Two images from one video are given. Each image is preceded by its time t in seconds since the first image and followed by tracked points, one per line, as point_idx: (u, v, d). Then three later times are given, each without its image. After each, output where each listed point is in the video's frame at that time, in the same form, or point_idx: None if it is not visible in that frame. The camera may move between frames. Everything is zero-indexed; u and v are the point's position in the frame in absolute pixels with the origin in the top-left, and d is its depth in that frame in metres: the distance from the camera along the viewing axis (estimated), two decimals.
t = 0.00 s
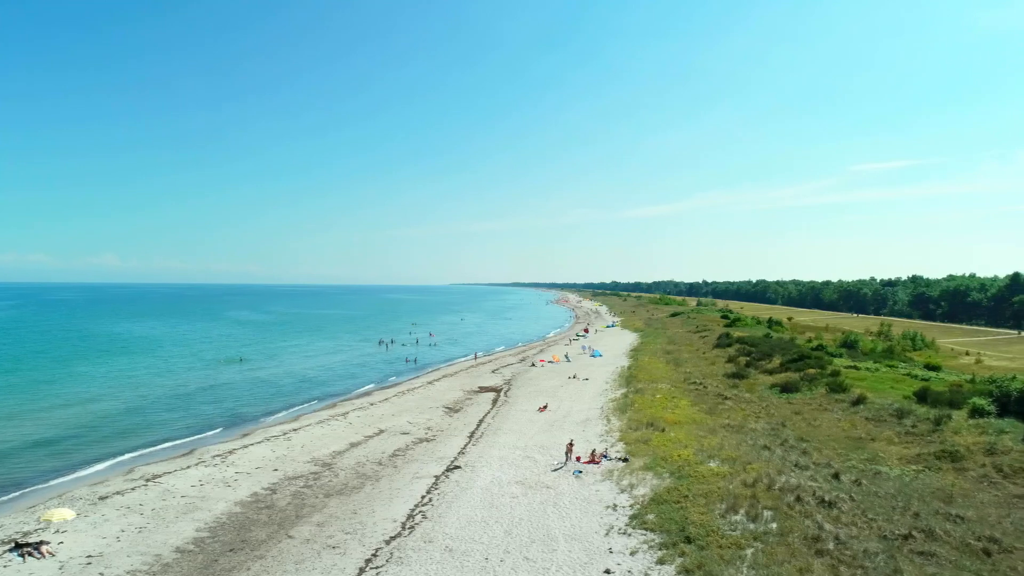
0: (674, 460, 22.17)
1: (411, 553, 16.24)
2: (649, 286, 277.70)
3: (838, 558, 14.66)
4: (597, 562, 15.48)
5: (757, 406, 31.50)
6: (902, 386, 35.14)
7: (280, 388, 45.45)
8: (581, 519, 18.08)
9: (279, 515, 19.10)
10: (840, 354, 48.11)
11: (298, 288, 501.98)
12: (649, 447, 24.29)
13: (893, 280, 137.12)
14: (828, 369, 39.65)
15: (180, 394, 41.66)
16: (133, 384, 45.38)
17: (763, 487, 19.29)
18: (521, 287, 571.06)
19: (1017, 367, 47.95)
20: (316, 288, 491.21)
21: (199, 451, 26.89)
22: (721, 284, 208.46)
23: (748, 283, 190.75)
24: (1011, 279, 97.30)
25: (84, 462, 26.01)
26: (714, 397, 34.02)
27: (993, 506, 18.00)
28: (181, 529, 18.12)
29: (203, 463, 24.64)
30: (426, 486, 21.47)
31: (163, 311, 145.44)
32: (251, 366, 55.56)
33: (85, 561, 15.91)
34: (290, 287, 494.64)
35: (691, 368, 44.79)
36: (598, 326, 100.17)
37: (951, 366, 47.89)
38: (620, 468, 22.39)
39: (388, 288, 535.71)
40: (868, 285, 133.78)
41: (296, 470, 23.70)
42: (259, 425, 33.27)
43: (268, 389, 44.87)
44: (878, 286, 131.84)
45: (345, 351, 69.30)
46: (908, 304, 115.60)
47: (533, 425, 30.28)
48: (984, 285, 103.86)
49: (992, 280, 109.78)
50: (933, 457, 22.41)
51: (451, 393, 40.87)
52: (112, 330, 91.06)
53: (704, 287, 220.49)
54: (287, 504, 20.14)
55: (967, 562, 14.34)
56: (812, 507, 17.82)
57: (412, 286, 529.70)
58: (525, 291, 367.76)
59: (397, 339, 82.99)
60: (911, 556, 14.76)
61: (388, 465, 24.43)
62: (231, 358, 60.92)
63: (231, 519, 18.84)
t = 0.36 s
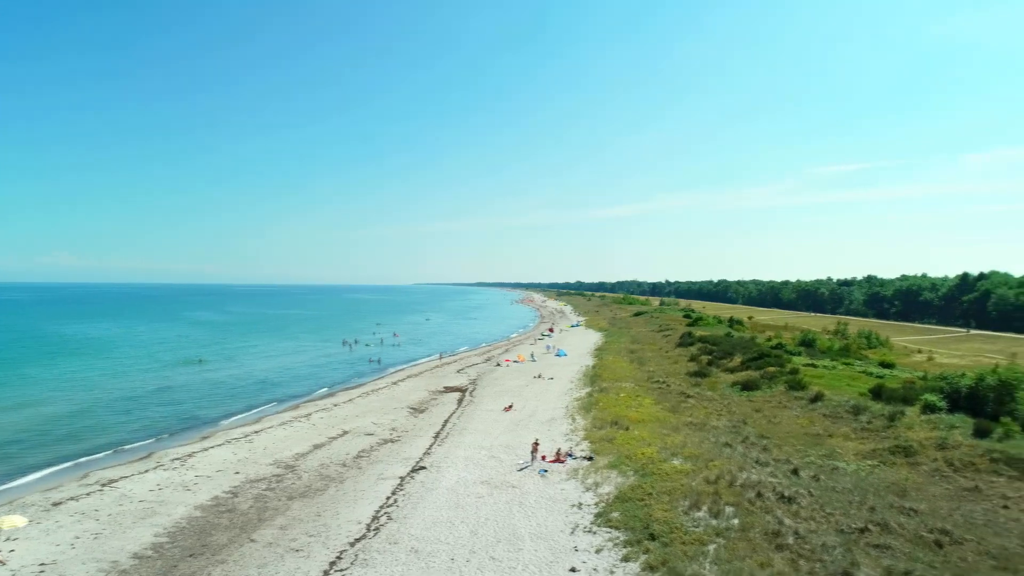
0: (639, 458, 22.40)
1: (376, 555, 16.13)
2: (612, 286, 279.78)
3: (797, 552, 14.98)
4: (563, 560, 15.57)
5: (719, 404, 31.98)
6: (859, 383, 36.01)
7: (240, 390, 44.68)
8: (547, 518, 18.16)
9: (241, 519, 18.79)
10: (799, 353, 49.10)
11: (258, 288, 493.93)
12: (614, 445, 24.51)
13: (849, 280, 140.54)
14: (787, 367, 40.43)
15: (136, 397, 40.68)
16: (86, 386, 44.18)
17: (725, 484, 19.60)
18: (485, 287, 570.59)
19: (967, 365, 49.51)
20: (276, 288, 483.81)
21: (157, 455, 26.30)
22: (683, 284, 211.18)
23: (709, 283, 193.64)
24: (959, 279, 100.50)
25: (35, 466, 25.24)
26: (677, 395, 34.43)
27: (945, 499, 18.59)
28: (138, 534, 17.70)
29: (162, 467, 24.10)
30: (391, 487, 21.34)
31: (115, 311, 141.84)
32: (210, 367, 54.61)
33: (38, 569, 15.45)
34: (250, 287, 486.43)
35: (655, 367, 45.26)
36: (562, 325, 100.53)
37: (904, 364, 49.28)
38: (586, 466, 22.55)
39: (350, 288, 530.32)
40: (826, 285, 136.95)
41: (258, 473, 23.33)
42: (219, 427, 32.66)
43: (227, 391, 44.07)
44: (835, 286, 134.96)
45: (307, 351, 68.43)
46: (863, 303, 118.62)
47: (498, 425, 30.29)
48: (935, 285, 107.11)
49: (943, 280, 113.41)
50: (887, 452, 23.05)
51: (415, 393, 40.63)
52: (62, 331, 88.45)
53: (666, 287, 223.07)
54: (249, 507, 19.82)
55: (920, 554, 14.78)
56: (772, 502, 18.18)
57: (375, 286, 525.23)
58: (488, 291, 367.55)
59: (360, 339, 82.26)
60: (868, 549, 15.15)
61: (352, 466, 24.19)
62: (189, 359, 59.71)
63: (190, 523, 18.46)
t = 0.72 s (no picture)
0: (579, 456, 22.65)
1: (316, 560, 15.84)
2: (552, 285, 282.21)
3: (732, 545, 15.42)
4: (505, 559, 15.61)
5: (657, 402, 32.64)
6: (789, 380, 37.35)
7: (171, 393, 43.14)
8: (489, 517, 18.18)
9: (173, 527, 18.15)
10: (733, 351, 50.59)
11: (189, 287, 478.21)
12: (555, 444, 24.72)
13: (780, 280, 145.53)
14: (722, 365, 41.58)
15: (58, 401, 38.80)
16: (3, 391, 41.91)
17: (663, 480, 20.02)
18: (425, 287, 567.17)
19: (889, 361, 51.95)
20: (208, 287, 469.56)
21: (81, 462, 25.14)
22: (621, 284, 214.69)
23: (647, 283, 197.40)
24: (882, 279, 105.40)
25: None
26: (616, 394, 34.98)
27: (869, 490, 19.45)
28: (62, 546, 16.90)
29: (87, 475, 23.05)
30: (331, 491, 20.97)
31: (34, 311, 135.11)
32: (139, 370, 52.54)
33: None
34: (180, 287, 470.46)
35: (595, 366, 45.87)
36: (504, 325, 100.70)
37: (832, 361, 51.38)
38: (527, 465, 22.68)
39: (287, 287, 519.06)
40: (758, 285, 141.46)
41: (191, 479, 22.58)
42: (148, 433, 31.44)
43: (157, 394, 42.49)
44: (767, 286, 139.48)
45: (242, 353, 66.58)
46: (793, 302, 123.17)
47: (440, 426, 30.14)
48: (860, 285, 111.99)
49: (867, 280, 118.71)
50: (816, 446, 23.97)
51: (355, 395, 40.06)
52: None
53: (606, 287, 226.35)
54: (182, 514, 19.17)
55: (846, 543, 15.42)
56: (708, 497, 18.67)
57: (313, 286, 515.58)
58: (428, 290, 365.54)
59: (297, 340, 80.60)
60: (798, 540, 15.72)
61: (290, 470, 23.68)
62: (116, 362, 57.31)
63: (119, 533, 17.73)
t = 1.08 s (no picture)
0: (514, 456, 22.77)
1: (245, 568, 15.40)
2: (487, 286, 282.50)
3: (663, 539, 15.80)
4: (440, 561, 15.55)
5: (591, 400, 33.09)
6: (717, 377, 38.52)
7: (88, 398, 41.13)
8: (424, 519, 18.08)
9: (90, 539, 17.32)
10: (664, 349, 51.80)
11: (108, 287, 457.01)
12: (491, 444, 24.77)
13: (709, 280, 149.86)
14: (654, 363, 42.49)
15: None
16: None
17: (597, 477, 20.32)
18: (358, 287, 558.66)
19: (810, 358, 54.23)
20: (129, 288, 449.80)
21: None
22: (556, 284, 216.74)
23: (582, 283, 199.95)
24: (803, 279, 109.92)
25: None
26: (551, 393, 35.30)
27: (792, 482, 20.25)
28: None
29: None
30: (260, 496, 20.44)
31: None
32: (53, 375, 49.85)
33: None
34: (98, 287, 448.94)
35: (530, 365, 46.16)
36: (439, 325, 100.20)
37: (757, 358, 53.26)
38: (463, 466, 22.66)
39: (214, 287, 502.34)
40: (688, 285, 145.25)
41: (111, 488, 21.58)
42: (63, 440, 29.86)
43: (73, 400, 40.43)
44: (697, 286, 143.34)
45: (166, 356, 64.05)
46: (721, 302, 127.02)
47: (374, 428, 29.75)
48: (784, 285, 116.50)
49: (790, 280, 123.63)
50: (742, 441, 24.79)
51: (286, 398, 39.12)
52: None
53: (541, 287, 228.05)
54: (101, 525, 18.33)
55: (771, 534, 16.01)
56: (640, 493, 19.07)
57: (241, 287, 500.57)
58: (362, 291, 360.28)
59: (225, 342, 78.10)
60: (725, 532, 16.22)
61: (218, 475, 22.95)
62: (27, 366, 54.20)
63: (30, 547, 16.81)
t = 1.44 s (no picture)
0: (449, 457, 22.71)
1: None
2: (421, 285, 280.46)
3: (596, 535, 16.06)
4: (374, 564, 15.37)
5: (525, 400, 33.30)
6: (648, 375, 39.37)
7: None
8: (357, 523, 17.83)
9: None
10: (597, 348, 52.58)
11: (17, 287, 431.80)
12: (425, 445, 24.63)
13: (640, 280, 153.03)
14: (587, 362, 43.08)
15: None
16: None
17: (531, 476, 20.50)
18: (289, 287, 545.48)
19: (735, 356, 56.10)
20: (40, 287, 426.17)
21: None
22: (491, 284, 217.07)
23: (516, 283, 200.92)
24: (730, 279, 113.56)
25: None
26: (486, 392, 35.36)
27: (719, 476, 20.88)
28: None
29: None
30: (185, 504, 19.72)
31: None
32: None
33: None
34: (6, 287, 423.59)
35: (465, 365, 46.11)
36: (372, 326, 98.88)
37: (686, 356, 54.68)
38: (397, 468, 22.45)
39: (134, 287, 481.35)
40: (621, 285, 147.96)
41: (22, 500, 20.42)
42: None
43: None
44: (629, 286, 146.15)
45: (82, 359, 60.98)
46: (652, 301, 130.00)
47: (305, 431, 29.13)
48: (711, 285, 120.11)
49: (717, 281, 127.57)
50: (672, 437, 25.42)
51: (212, 401, 37.87)
52: None
53: (475, 286, 227.97)
54: (10, 539, 17.32)
55: (699, 527, 16.49)
56: (574, 490, 19.33)
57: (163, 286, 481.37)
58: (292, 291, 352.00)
59: (146, 344, 74.90)
60: (656, 527, 16.62)
61: (139, 483, 22.03)
62: None
63: None
